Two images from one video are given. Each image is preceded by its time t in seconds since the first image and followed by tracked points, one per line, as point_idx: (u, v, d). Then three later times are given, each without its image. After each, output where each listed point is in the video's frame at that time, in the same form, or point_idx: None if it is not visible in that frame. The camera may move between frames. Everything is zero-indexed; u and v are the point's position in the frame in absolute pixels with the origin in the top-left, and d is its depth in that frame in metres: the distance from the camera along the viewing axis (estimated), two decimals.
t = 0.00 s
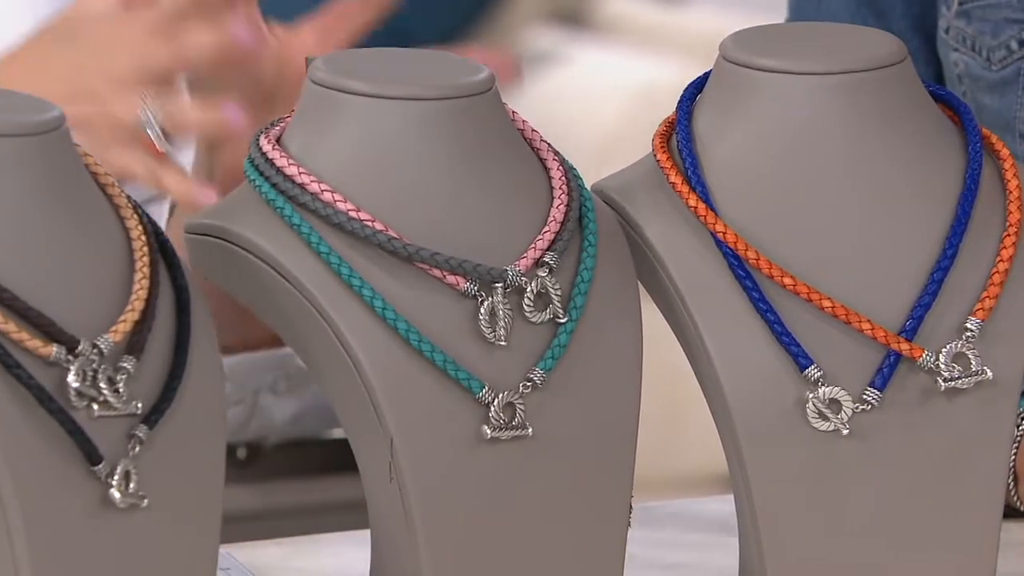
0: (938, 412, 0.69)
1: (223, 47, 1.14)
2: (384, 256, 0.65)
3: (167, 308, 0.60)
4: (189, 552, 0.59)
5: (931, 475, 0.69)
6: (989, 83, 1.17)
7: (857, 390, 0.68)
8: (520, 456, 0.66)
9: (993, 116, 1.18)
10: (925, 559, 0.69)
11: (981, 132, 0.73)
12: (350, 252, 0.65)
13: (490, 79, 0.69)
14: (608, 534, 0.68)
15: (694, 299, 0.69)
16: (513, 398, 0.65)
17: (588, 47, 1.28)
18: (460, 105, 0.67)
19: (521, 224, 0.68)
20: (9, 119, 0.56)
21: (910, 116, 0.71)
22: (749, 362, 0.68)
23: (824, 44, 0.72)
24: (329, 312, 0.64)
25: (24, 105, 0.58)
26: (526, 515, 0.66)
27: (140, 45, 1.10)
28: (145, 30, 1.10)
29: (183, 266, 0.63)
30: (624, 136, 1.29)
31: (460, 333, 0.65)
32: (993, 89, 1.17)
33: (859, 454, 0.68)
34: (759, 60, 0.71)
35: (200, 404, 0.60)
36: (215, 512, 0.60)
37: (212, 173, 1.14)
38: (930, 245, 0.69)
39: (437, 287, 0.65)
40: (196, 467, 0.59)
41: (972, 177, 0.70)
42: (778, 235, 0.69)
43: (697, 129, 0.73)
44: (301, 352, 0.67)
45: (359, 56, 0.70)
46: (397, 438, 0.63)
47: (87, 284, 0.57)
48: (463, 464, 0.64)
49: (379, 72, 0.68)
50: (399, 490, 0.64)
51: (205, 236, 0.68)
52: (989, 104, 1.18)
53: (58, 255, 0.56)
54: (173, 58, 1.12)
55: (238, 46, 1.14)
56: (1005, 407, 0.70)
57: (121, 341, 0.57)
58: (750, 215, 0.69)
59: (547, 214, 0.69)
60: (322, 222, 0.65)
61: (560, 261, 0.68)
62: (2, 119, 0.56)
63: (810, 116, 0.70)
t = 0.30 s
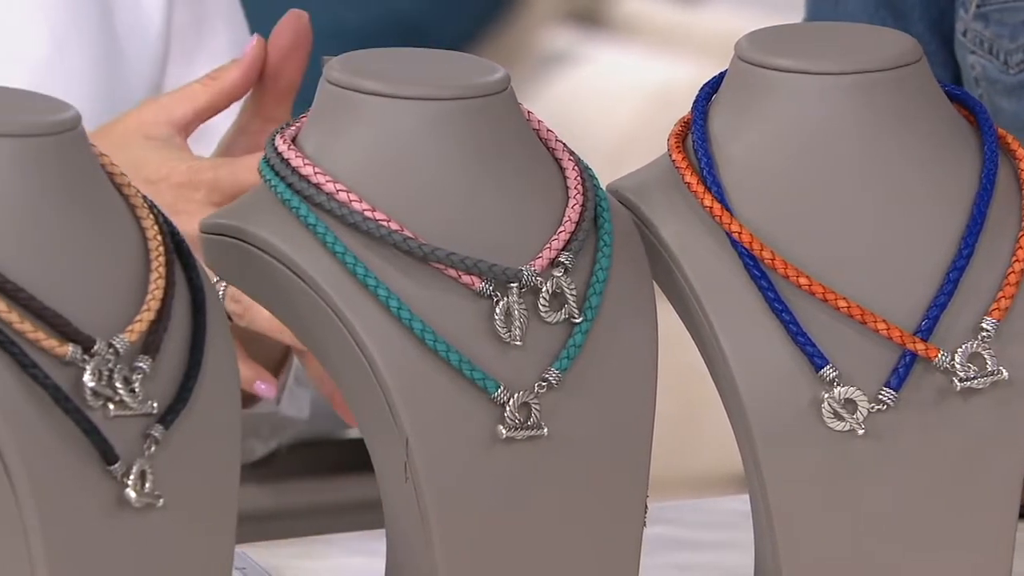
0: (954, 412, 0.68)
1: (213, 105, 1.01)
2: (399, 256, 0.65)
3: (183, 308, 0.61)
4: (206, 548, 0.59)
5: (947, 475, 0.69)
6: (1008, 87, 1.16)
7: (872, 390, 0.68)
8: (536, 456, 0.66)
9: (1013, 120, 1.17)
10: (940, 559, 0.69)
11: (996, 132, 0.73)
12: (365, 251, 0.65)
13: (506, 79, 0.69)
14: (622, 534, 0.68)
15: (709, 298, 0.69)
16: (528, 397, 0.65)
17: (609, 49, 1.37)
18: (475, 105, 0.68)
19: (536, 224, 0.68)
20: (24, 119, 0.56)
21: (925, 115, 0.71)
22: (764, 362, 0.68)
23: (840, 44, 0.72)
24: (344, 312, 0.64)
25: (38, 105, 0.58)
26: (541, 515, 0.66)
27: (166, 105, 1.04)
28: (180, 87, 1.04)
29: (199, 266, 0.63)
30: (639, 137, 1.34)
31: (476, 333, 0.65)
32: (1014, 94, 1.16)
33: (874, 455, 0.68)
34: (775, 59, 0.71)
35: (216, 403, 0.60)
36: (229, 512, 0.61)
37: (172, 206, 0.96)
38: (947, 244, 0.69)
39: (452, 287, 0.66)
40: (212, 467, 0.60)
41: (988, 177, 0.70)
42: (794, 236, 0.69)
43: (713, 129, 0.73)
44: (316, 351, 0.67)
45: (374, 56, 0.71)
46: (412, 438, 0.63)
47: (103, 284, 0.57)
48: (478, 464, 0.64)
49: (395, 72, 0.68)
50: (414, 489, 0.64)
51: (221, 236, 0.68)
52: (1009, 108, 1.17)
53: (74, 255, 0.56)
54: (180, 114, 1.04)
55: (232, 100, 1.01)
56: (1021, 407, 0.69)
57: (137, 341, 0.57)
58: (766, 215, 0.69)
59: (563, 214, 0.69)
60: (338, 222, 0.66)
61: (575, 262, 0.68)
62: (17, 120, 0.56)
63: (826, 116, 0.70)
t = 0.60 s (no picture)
0: (970, 413, 0.68)
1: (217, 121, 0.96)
2: (414, 256, 0.65)
3: (199, 308, 0.61)
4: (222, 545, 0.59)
5: (963, 475, 0.68)
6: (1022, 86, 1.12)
7: (888, 390, 0.68)
8: (550, 456, 0.66)
9: None
10: (956, 560, 0.69)
11: (1012, 131, 0.72)
12: (380, 251, 0.65)
13: (521, 79, 0.69)
14: (636, 534, 0.68)
15: (724, 298, 0.69)
16: (543, 397, 0.65)
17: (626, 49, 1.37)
18: (491, 105, 0.68)
19: (550, 225, 0.68)
20: (42, 119, 0.57)
21: (941, 115, 0.71)
22: (779, 362, 0.68)
23: (856, 44, 0.72)
24: (359, 312, 0.64)
25: (55, 106, 0.59)
26: (556, 514, 0.66)
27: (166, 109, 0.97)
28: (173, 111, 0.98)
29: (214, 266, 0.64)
30: (653, 136, 1.33)
31: (490, 332, 0.65)
32: None
33: (890, 455, 0.68)
34: (790, 59, 0.70)
35: (231, 403, 0.61)
36: (244, 511, 0.61)
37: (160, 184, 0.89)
38: (962, 244, 0.69)
39: (467, 287, 0.66)
40: (228, 465, 0.60)
41: (1004, 176, 0.70)
42: (809, 235, 0.69)
43: (728, 129, 0.73)
44: (331, 352, 0.67)
45: (390, 56, 0.71)
46: (427, 438, 0.63)
47: (119, 284, 0.58)
48: (492, 464, 0.64)
49: (410, 72, 0.68)
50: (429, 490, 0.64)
51: (237, 236, 0.68)
52: None
53: (90, 255, 0.57)
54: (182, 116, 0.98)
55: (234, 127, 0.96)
56: None
57: (152, 341, 0.57)
58: (782, 215, 0.69)
59: (577, 214, 0.69)
60: (353, 222, 0.66)
61: (590, 262, 0.68)
62: (35, 121, 0.56)
63: (842, 115, 0.70)
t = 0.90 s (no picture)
0: (986, 413, 0.68)
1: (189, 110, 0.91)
2: (430, 256, 0.66)
3: (215, 308, 0.62)
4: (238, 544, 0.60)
5: (979, 476, 0.68)
6: None
7: (904, 390, 0.67)
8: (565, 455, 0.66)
9: None
10: (973, 560, 0.68)
11: None
12: (396, 251, 0.66)
13: (537, 79, 0.69)
14: (651, 534, 0.68)
15: (740, 298, 0.69)
16: (559, 397, 0.65)
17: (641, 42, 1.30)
18: (507, 105, 0.68)
19: (566, 225, 0.68)
20: (58, 119, 0.57)
21: (958, 115, 0.70)
22: (794, 362, 0.68)
23: (872, 44, 0.72)
24: (375, 312, 0.64)
25: (70, 106, 0.59)
26: (571, 513, 0.66)
27: None
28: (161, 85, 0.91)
29: (230, 266, 0.64)
30: (671, 137, 1.32)
31: (506, 332, 0.66)
32: None
33: (906, 455, 0.67)
34: (807, 59, 0.70)
35: (248, 402, 0.61)
36: (261, 510, 0.61)
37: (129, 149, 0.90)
38: (978, 244, 0.69)
39: (482, 287, 0.66)
40: (245, 465, 0.60)
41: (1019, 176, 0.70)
42: (825, 236, 0.69)
43: (744, 128, 0.73)
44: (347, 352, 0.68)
45: (405, 56, 0.71)
46: (443, 438, 0.64)
47: (136, 284, 0.58)
48: (508, 463, 0.65)
49: (426, 72, 0.69)
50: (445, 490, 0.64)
51: (253, 236, 0.69)
52: None
53: (107, 255, 0.57)
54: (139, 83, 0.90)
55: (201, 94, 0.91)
56: None
57: (169, 340, 0.58)
58: (798, 216, 0.69)
59: (593, 214, 0.69)
60: (369, 222, 0.66)
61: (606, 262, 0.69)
62: (51, 120, 0.57)
63: (858, 115, 0.69)
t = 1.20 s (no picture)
0: (1000, 413, 0.68)
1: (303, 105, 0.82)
2: (444, 256, 0.66)
3: (230, 308, 0.62)
4: (253, 542, 0.60)
5: (994, 476, 0.68)
6: None
7: (917, 390, 0.67)
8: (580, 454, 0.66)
9: None
10: (988, 561, 0.68)
11: None
12: (410, 251, 0.66)
13: (552, 79, 0.70)
14: (664, 534, 0.68)
15: (755, 298, 0.69)
16: (573, 397, 0.65)
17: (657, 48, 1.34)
18: (522, 105, 0.68)
19: (581, 225, 0.68)
20: (77, 119, 0.58)
21: (972, 115, 0.70)
22: (809, 362, 0.68)
23: (886, 44, 0.72)
24: (389, 312, 0.65)
25: (88, 107, 0.60)
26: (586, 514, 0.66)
27: (332, 13, 0.84)
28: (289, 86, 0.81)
29: (245, 265, 0.65)
30: (686, 137, 1.33)
31: (521, 331, 0.66)
32: None
33: (920, 456, 0.67)
34: (820, 59, 0.70)
35: (262, 402, 0.62)
36: (276, 509, 0.61)
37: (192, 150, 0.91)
38: (993, 243, 0.69)
39: (496, 286, 0.66)
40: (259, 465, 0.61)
41: None
42: (839, 236, 0.68)
43: (759, 128, 0.73)
44: (362, 351, 0.68)
45: (420, 56, 0.71)
46: (456, 438, 0.64)
47: (152, 284, 0.59)
48: (522, 463, 0.65)
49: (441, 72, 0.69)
50: (459, 489, 0.64)
51: (268, 236, 0.69)
52: None
53: (122, 255, 0.58)
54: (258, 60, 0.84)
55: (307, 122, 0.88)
56: None
57: (184, 340, 0.58)
58: (813, 216, 0.69)
59: (608, 214, 0.70)
60: (383, 222, 0.66)
61: (620, 262, 0.69)
62: (70, 121, 0.58)
63: (873, 116, 0.69)
